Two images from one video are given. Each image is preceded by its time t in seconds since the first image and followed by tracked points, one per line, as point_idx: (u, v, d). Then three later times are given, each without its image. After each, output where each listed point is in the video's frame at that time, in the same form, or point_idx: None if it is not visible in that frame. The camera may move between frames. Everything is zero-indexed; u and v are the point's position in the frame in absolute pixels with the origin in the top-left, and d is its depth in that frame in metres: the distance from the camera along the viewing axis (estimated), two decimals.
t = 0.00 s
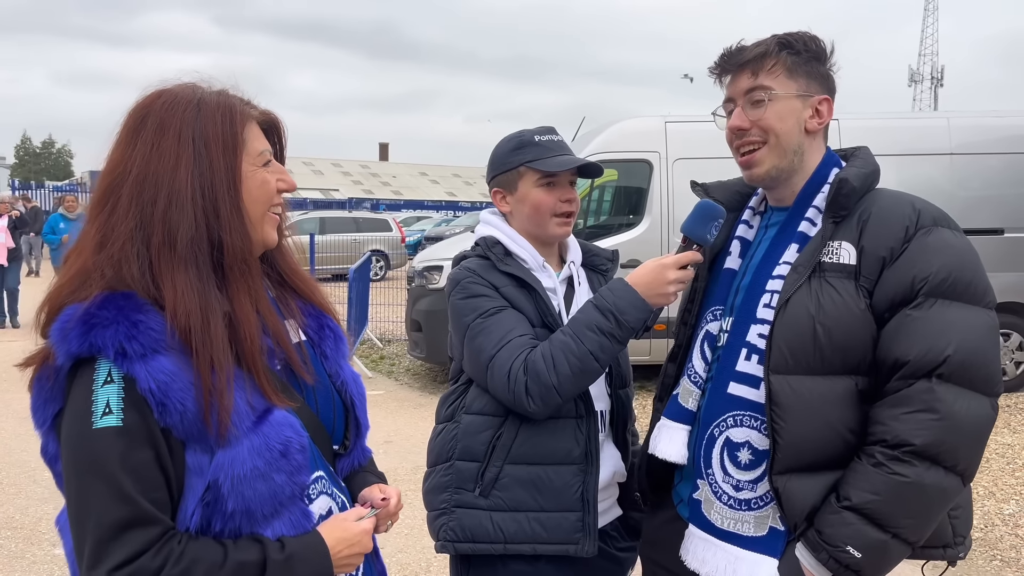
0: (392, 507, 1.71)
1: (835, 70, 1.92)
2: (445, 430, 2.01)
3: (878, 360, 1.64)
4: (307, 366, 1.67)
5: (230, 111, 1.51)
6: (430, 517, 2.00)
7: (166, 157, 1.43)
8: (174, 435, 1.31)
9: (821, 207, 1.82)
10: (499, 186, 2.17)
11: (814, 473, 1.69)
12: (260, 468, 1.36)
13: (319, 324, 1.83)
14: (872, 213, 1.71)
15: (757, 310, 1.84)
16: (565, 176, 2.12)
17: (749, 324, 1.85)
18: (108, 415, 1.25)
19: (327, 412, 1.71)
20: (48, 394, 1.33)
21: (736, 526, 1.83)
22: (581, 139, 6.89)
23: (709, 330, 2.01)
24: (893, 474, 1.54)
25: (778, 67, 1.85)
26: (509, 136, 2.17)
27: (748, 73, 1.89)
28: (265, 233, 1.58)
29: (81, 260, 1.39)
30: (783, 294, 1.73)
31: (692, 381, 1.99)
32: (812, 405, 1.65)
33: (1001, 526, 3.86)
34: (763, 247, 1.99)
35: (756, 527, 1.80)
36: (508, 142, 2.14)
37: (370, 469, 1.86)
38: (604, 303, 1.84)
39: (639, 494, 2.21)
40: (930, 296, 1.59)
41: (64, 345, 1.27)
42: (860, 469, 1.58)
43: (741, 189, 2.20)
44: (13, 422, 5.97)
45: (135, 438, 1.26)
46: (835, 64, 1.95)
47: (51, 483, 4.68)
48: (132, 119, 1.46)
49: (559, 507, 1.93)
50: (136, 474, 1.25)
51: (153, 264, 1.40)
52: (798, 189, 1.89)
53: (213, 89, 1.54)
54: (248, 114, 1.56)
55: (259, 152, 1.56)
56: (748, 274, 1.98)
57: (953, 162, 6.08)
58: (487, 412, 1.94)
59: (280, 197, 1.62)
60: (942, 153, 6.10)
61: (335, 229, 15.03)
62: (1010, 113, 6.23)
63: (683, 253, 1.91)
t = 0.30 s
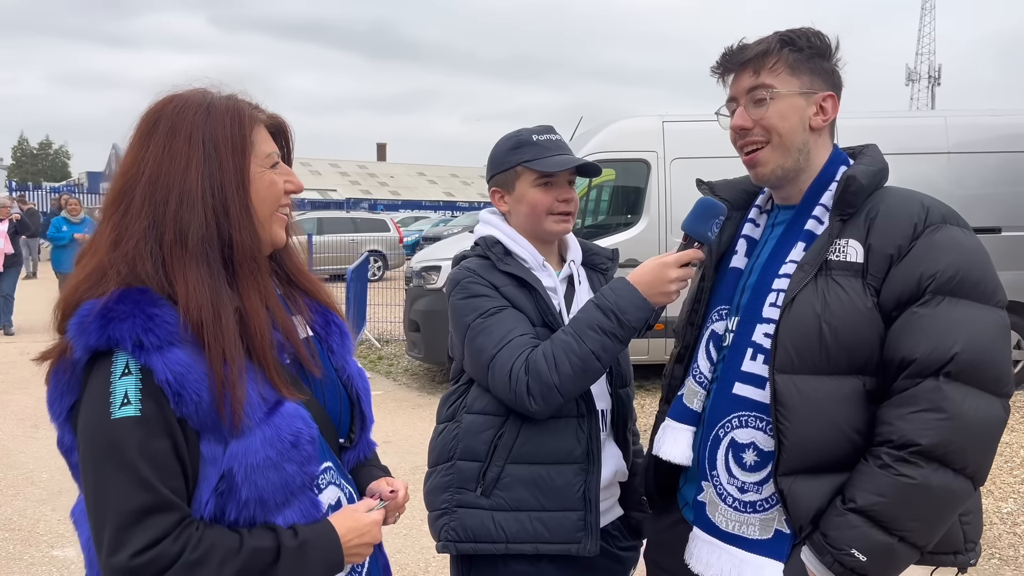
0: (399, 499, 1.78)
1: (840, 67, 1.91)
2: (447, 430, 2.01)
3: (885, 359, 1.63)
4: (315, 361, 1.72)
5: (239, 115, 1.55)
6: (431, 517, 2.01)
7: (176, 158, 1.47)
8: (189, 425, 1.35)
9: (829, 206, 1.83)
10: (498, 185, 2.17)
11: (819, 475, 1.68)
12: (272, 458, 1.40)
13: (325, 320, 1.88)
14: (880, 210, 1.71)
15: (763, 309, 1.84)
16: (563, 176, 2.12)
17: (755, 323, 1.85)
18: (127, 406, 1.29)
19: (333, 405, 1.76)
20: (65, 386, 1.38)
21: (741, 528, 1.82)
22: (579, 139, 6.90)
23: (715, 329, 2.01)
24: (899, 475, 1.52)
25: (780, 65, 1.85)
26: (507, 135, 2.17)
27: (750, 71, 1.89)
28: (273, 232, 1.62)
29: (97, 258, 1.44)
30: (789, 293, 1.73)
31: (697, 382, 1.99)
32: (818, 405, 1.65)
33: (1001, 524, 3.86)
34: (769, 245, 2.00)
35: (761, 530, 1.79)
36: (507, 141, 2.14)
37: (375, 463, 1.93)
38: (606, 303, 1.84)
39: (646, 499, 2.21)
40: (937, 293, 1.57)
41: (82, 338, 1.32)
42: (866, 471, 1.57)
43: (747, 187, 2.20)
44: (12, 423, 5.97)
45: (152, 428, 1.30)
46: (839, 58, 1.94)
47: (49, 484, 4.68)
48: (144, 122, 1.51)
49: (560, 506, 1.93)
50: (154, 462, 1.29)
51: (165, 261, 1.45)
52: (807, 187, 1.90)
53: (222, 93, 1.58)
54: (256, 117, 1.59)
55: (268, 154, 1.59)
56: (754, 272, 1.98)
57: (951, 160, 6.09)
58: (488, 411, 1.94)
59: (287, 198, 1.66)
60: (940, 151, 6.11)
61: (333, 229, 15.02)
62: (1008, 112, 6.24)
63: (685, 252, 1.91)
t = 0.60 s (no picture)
0: (410, 488, 1.82)
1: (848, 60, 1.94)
2: (449, 425, 2.02)
3: (891, 356, 1.63)
4: (327, 356, 1.79)
5: (246, 118, 1.63)
6: (432, 512, 2.02)
7: (188, 161, 1.56)
8: (209, 419, 1.43)
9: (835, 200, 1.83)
10: (503, 183, 2.19)
11: (826, 478, 1.68)
12: (288, 450, 1.48)
13: (335, 318, 1.95)
14: (885, 204, 1.71)
15: (770, 307, 1.85)
16: (568, 173, 2.13)
17: (762, 322, 1.86)
18: (149, 399, 1.37)
19: (346, 401, 1.81)
20: (87, 383, 1.48)
21: (750, 531, 1.83)
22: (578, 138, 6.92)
23: (723, 329, 2.02)
24: (903, 476, 1.53)
25: (789, 56, 1.87)
26: (510, 134, 2.18)
27: (759, 64, 1.92)
28: (284, 230, 1.69)
29: (118, 258, 1.52)
30: (793, 289, 1.74)
31: (705, 381, 2.02)
32: (824, 404, 1.65)
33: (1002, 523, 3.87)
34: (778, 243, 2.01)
35: (770, 533, 1.79)
36: (509, 139, 2.16)
37: (385, 457, 1.99)
38: (613, 301, 1.85)
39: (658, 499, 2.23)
40: (941, 287, 1.58)
41: (105, 334, 1.40)
42: (871, 472, 1.58)
43: (761, 185, 2.20)
44: (13, 422, 5.99)
45: (173, 421, 1.38)
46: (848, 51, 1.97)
47: (49, 484, 4.69)
48: (157, 129, 1.60)
49: (561, 504, 1.95)
50: (175, 455, 1.37)
51: (181, 260, 1.53)
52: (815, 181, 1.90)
53: (230, 97, 1.66)
54: (263, 120, 1.67)
55: (275, 154, 1.67)
56: (764, 270, 1.99)
57: (950, 158, 6.09)
58: (492, 408, 1.95)
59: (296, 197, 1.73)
60: (940, 149, 6.12)
61: (333, 229, 15.04)
62: (1007, 111, 6.25)
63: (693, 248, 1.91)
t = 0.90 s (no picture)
0: (417, 482, 1.72)
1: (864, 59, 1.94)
2: (442, 433, 1.98)
3: (905, 364, 1.59)
4: (336, 356, 1.78)
5: (250, 123, 1.63)
6: (425, 521, 1.98)
7: (194, 166, 1.56)
8: (222, 418, 1.42)
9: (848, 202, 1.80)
10: (492, 185, 2.15)
11: (838, 486, 1.65)
12: (301, 448, 1.47)
13: (344, 320, 1.93)
14: (899, 206, 1.68)
15: (781, 311, 1.82)
16: (558, 172, 2.10)
17: (773, 326, 1.82)
18: (164, 400, 1.36)
19: (355, 402, 1.80)
20: (102, 386, 1.47)
21: (757, 539, 1.80)
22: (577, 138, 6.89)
23: (733, 333, 1.99)
24: (917, 486, 1.49)
25: (825, 55, 1.80)
26: (498, 136, 2.15)
27: (793, 61, 1.83)
28: (289, 233, 1.67)
29: (131, 264, 1.52)
30: (804, 294, 1.71)
31: (715, 388, 1.98)
32: (834, 411, 1.62)
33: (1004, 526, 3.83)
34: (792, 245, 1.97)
35: (778, 542, 1.77)
36: (498, 140, 2.13)
37: (396, 455, 1.94)
38: (609, 303, 1.82)
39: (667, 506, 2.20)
40: (958, 293, 1.53)
41: (121, 337, 1.40)
42: (884, 481, 1.54)
43: (775, 187, 2.16)
44: (12, 424, 5.96)
45: (188, 421, 1.37)
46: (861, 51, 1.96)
47: (48, 486, 4.66)
48: (164, 137, 1.61)
49: (554, 511, 1.91)
50: (190, 453, 1.36)
51: (191, 263, 1.52)
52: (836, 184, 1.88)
53: (235, 105, 1.66)
54: (267, 125, 1.66)
55: (280, 157, 1.65)
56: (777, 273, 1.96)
57: (950, 157, 6.06)
58: (482, 414, 1.92)
59: (303, 200, 1.72)
60: (940, 148, 6.09)
61: (332, 229, 15.01)
62: (1006, 110, 6.22)
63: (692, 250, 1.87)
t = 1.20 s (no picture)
0: (417, 482, 1.70)
1: (870, 52, 1.82)
2: (442, 441, 1.97)
3: (934, 372, 1.57)
4: (337, 357, 1.76)
5: (251, 126, 1.62)
6: (430, 530, 1.97)
7: (195, 168, 1.55)
8: (224, 417, 1.40)
9: (871, 206, 1.77)
10: (489, 187, 2.14)
11: (863, 496, 1.64)
12: (302, 446, 1.45)
13: (347, 323, 1.92)
14: (928, 210, 1.65)
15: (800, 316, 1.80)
16: (557, 173, 2.08)
17: (790, 332, 1.81)
18: (166, 398, 1.35)
19: (357, 403, 1.78)
20: (107, 384, 1.45)
21: (777, 551, 1.79)
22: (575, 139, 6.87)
23: (749, 337, 1.97)
24: (951, 499, 1.47)
25: (791, 63, 1.80)
26: (495, 137, 2.14)
27: (765, 74, 1.87)
28: (291, 236, 1.65)
29: (133, 264, 1.52)
30: (828, 298, 1.69)
31: (731, 394, 1.97)
32: (860, 419, 1.61)
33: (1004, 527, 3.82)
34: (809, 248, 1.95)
35: (798, 553, 1.76)
36: (495, 142, 2.11)
37: (398, 457, 1.93)
38: (611, 307, 1.80)
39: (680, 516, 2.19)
40: (992, 301, 1.51)
41: (124, 337, 1.39)
42: (915, 494, 1.52)
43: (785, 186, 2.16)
44: (11, 427, 5.93)
45: (189, 419, 1.35)
46: (872, 34, 1.83)
47: (48, 489, 4.64)
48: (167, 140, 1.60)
49: (559, 516, 1.90)
50: (192, 451, 1.34)
51: (192, 263, 1.51)
52: (846, 185, 1.84)
53: (237, 109, 1.66)
54: (269, 128, 1.65)
55: (281, 160, 1.64)
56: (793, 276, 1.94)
57: (950, 157, 6.05)
58: (484, 419, 1.90)
59: (305, 202, 1.70)
60: (939, 148, 6.07)
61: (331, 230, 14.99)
62: (1006, 109, 6.21)
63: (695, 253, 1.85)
